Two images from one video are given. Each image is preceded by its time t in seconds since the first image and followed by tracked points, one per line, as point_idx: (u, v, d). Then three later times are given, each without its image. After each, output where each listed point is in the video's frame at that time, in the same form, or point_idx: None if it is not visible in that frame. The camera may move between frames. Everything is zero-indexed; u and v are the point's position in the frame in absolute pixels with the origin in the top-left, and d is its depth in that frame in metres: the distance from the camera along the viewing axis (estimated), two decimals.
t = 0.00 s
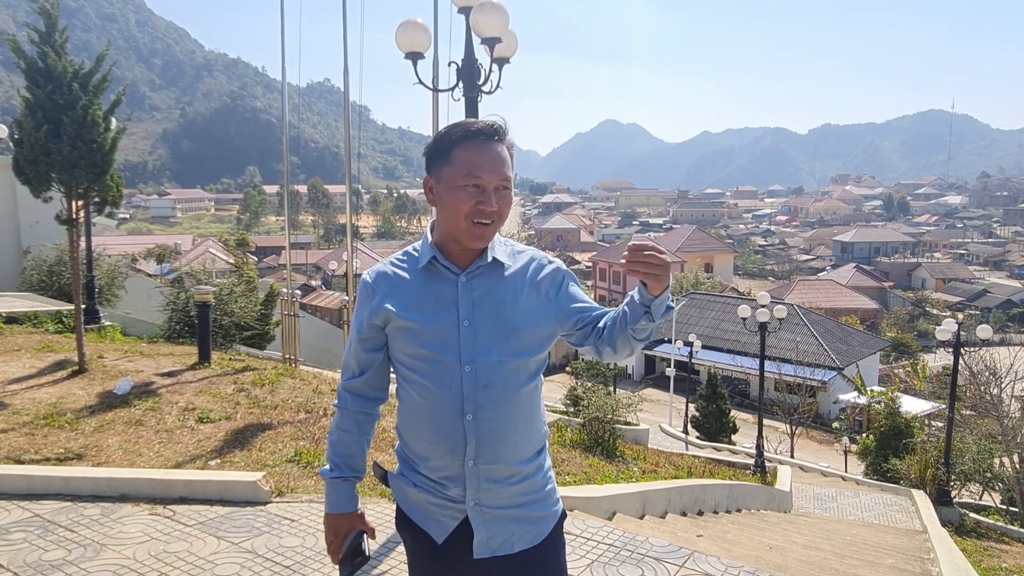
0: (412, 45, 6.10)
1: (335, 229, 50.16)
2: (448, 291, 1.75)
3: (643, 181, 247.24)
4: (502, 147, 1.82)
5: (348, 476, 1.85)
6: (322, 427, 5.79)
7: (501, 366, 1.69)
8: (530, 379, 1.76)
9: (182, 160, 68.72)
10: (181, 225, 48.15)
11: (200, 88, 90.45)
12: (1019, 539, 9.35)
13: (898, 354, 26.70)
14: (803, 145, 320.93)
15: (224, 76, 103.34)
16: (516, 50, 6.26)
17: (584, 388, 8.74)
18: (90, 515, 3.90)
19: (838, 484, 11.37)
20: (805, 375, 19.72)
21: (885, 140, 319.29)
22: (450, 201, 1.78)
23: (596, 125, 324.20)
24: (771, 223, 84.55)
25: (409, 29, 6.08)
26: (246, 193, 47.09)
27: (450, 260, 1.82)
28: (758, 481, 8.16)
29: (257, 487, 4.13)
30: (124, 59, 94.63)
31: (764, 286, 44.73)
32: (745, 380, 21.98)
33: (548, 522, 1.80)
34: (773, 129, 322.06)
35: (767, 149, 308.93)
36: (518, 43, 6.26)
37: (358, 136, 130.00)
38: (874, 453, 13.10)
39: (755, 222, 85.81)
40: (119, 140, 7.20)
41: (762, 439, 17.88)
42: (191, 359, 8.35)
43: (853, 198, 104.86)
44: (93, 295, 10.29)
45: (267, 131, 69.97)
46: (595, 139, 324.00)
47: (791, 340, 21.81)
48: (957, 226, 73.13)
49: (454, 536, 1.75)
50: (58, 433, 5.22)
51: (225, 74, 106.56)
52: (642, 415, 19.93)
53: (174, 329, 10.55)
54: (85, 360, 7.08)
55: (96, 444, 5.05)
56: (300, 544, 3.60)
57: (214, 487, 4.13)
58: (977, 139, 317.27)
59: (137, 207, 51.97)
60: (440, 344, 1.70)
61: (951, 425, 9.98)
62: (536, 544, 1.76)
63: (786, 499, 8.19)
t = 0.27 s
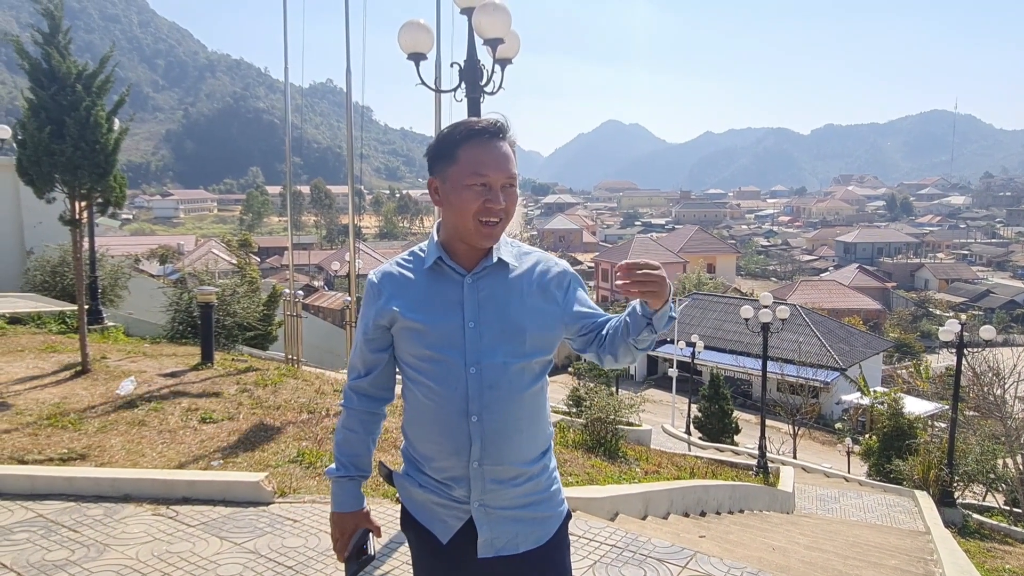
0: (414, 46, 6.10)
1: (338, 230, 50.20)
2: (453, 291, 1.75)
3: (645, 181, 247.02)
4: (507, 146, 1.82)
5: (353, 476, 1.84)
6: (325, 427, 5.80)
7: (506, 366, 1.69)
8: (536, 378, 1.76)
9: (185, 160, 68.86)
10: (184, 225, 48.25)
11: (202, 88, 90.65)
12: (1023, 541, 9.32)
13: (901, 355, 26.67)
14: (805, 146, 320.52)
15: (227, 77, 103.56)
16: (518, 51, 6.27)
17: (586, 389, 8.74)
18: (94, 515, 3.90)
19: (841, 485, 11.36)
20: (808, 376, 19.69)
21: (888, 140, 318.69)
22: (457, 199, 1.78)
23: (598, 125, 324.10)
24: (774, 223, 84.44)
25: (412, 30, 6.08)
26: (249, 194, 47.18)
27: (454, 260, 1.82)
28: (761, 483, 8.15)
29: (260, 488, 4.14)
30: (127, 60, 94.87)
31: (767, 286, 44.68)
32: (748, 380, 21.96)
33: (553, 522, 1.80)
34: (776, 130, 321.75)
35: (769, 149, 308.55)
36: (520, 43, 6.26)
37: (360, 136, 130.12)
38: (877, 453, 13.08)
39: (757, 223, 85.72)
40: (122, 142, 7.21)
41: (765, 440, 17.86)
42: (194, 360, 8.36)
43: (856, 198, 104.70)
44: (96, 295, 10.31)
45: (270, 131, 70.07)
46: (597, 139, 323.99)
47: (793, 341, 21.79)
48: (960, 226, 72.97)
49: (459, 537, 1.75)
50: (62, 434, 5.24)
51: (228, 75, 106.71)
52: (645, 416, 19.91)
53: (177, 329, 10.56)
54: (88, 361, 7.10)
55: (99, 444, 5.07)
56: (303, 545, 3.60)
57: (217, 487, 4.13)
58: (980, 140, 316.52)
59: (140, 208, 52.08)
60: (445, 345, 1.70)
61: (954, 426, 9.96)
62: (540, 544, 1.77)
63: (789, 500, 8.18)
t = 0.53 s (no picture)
0: (417, 47, 6.11)
1: (340, 231, 50.26)
2: (457, 292, 1.76)
3: (647, 182, 246.96)
4: (514, 147, 1.83)
5: (355, 476, 1.85)
6: (326, 428, 5.80)
7: (511, 367, 1.70)
8: (540, 380, 1.76)
9: (187, 161, 69.00)
10: (186, 226, 48.34)
11: (205, 89, 90.87)
12: None
13: (903, 356, 26.65)
14: (808, 147, 320.30)
15: (230, 78, 103.78)
16: (521, 53, 6.27)
17: (588, 390, 8.75)
18: (96, 515, 3.91)
19: (842, 486, 11.35)
20: (810, 377, 19.67)
21: (890, 141, 318.37)
22: (465, 200, 1.79)
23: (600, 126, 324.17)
24: (776, 224, 84.37)
25: (414, 31, 6.09)
26: (251, 194, 47.27)
27: (459, 259, 1.83)
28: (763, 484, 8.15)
29: (261, 488, 4.14)
30: (131, 61, 95.11)
31: (769, 287, 44.64)
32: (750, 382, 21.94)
33: (555, 522, 1.81)
34: (778, 131, 321.54)
35: (772, 150, 308.33)
36: (522, 44, 6.26)
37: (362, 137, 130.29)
38: (880, 455, 13.06)
39: (759, 224, 85.67)
40: (125, 142, 7.22)
41: (767, 441, 17.84)
42: (196, 360, 8.38)
43: (859, 199, 104.62)
44: (98, 296, 10.34)
45: (272, 132, 70.21)
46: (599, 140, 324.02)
47: (796, 342, 21.76)
48: (962, 227, 72.86)
49: (462, 536, 1.75)
50: (64, 434, 5.25)
51: (231, 76, 106.90)
52: (646, 417, 19.91)
53: (179, 330, 10.58)
54: (90, 361, 7.11)
55: (101, 445, 5.08)
56: (304, 545, 3.61)
57: (219, 487, 4.14)
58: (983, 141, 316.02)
59: (143, 208, 52.21)
60: (450, 346, 1.71)
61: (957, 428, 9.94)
62: (543, 543, 1.77)
63: (791, 502, 8.17)
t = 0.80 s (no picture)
0: (419, 48, 6.12)
1: (342, 231, 50.30)
2: (461, 291, 1.76)
3: (649, 183, 246.81)
4: (517, 147, 1.83)
5: (357, 477, 1.85)
6: (328, 428, 5.81)
7: (514, 368, 1.70)
8: (542, 379, 1.77)
9: (189, 161, 69.09)
10: (188, 226, 48.40)
11: (208, 89, 91.00)
12: None
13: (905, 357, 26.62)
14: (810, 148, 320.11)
15: (232, 78, 103.92)
16: (523, 53, 6.27)
17: (589, 390, 8.75)
18: (98, 515, 3.91)
19: (844, 488, 11.33)
20: (812, 378, 19.65)
21: (892, 142, 318.08)
22: (471, 199, 1.79)
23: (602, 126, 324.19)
24: (778, 225, 84.33)
25: (417, 32, 6.10)
26: (253, 195, 47.34)
27: (462, 259, 1.84)
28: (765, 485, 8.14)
29: (264, 488, 4.15)
30: (133, 62, 95.28)
31: (771, 288, 44.61)
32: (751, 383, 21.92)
33: (557, 521, 1.81)
34: (780, 132, 321.41)
35: (774, 151, 308.13)
36: (524, 45, 6.27)
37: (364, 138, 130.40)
38: (882, 456, 13.03)
39: (761, 225, 85.65)
40: (127, 142, 7.23)
41: (769, 442, 17.83)
42: (198, 360, 8.39)
43: (861, 201, 104.54)
44: (100, 296, 10.35)
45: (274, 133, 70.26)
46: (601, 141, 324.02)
47: (797, 343, 21.74)
48: (965, 228, 72.79)
49: (465, 536, 1.75)
50: (66, 433, 5.26)
51: (233, 76, 107.02)
52: (648, 417, 19.91)
53: (181, 330, 10.59)
54: (92, 361, 7.12)
55: (104, 444, 5.08)
56: (306, 544, 3.62)
57: (221, 487, 4.15)
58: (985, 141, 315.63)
59: (145, 209, 52.32)
60: (454, 346, 1.71)
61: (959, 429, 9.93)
62: (545, 543, 1.77)
63: (792, 503, 8.16)
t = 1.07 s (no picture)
0: (421, 48, 6.12)
1: (343, 231, 50.34)
2: (462, 290, 1.76)
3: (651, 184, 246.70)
4: (519, 146, 1.83)
5: (358, 476, 1.85)
6: (330, 428, 5.82)
7: (514, 368, 1.71)
8: (542, 377, 1.77)
9: (191, 161, 69.15)
10: (191, 226, 48.47)
11: (210, 90, 91.14)
12: None
13: (907, 358, 26.60)
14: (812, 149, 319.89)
15: (234, 78, 104.09)
16: (524, 53, 6.27)
17: (591, 391, 8.75)
18: (99, 514, 3.92)
19: (845, 488, 11.32)
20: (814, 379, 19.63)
21: (894, 143, 317.84)
22: (475, 197, 1.80)
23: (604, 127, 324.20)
24: (780, 225, 84.29)
25: (418, 32, 6.11)
26: (255, 195, 47.41)
27: (464, 257, 1.84)
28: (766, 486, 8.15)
29: (265, 487, 4.15)
30: (136, 62, 95.46)
31: (773, 289, 44.58)
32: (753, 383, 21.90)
33: (557, 520, 1.81)
34: (782, 133, 321.28)
35: (776, 151, 307.92)
36: (526, 45, 6.27)
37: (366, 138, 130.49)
38: (883, 457, 13.02)
39: (763, 225, 85.59)
40: (129, 142, 7.24)
41: (770, 443, 17.82)
42: (199, 360, 8.40)
43: (863, 201, 104.45)
44: (102, 296, 10.37)
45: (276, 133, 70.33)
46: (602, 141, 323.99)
47: (799, 344, 21.72)
48: (967, 229, 72.69)
49: (466, 535, 1.76)
50: (68, 433, 5.26)
51: (235, 77, 107.12)
52: (649, 418, 19.91)
53: (183, 329, 10.61)
54: (94, 360, 7.14)
55: (106, 444, 5.09)
56: (307, 544, 3.62)
57: (222, 486, 4.15)
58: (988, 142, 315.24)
59: (147, 209, 52.41)
60: (455, 346, 1.71)
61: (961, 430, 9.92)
62: (547, 543, 1.77)
63: (794, 504, 8.16)
